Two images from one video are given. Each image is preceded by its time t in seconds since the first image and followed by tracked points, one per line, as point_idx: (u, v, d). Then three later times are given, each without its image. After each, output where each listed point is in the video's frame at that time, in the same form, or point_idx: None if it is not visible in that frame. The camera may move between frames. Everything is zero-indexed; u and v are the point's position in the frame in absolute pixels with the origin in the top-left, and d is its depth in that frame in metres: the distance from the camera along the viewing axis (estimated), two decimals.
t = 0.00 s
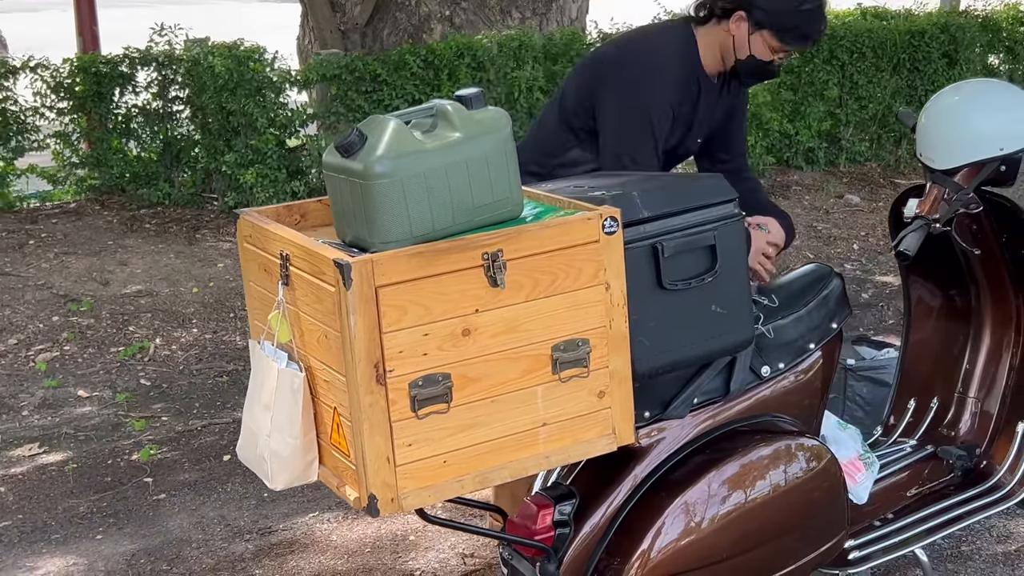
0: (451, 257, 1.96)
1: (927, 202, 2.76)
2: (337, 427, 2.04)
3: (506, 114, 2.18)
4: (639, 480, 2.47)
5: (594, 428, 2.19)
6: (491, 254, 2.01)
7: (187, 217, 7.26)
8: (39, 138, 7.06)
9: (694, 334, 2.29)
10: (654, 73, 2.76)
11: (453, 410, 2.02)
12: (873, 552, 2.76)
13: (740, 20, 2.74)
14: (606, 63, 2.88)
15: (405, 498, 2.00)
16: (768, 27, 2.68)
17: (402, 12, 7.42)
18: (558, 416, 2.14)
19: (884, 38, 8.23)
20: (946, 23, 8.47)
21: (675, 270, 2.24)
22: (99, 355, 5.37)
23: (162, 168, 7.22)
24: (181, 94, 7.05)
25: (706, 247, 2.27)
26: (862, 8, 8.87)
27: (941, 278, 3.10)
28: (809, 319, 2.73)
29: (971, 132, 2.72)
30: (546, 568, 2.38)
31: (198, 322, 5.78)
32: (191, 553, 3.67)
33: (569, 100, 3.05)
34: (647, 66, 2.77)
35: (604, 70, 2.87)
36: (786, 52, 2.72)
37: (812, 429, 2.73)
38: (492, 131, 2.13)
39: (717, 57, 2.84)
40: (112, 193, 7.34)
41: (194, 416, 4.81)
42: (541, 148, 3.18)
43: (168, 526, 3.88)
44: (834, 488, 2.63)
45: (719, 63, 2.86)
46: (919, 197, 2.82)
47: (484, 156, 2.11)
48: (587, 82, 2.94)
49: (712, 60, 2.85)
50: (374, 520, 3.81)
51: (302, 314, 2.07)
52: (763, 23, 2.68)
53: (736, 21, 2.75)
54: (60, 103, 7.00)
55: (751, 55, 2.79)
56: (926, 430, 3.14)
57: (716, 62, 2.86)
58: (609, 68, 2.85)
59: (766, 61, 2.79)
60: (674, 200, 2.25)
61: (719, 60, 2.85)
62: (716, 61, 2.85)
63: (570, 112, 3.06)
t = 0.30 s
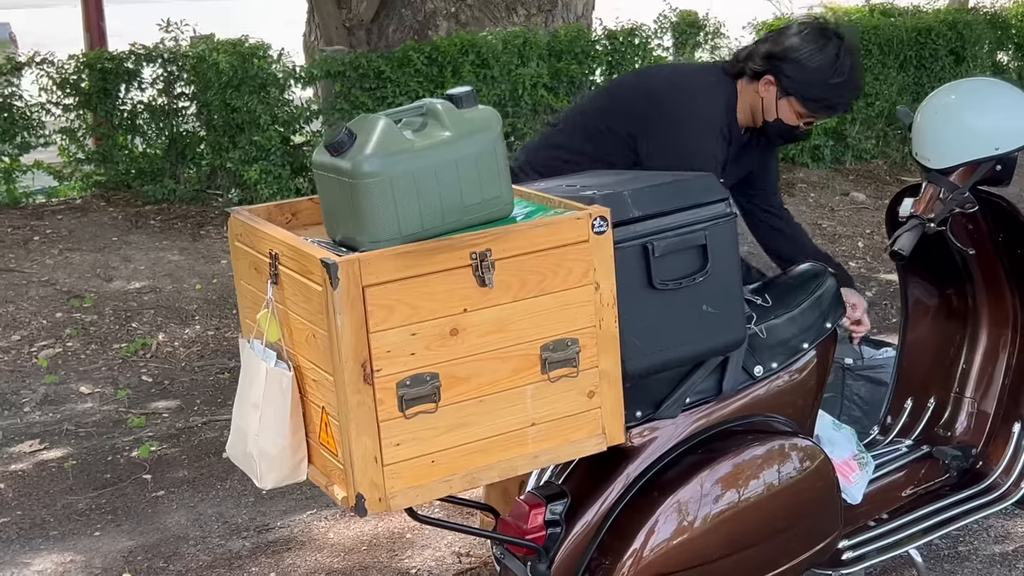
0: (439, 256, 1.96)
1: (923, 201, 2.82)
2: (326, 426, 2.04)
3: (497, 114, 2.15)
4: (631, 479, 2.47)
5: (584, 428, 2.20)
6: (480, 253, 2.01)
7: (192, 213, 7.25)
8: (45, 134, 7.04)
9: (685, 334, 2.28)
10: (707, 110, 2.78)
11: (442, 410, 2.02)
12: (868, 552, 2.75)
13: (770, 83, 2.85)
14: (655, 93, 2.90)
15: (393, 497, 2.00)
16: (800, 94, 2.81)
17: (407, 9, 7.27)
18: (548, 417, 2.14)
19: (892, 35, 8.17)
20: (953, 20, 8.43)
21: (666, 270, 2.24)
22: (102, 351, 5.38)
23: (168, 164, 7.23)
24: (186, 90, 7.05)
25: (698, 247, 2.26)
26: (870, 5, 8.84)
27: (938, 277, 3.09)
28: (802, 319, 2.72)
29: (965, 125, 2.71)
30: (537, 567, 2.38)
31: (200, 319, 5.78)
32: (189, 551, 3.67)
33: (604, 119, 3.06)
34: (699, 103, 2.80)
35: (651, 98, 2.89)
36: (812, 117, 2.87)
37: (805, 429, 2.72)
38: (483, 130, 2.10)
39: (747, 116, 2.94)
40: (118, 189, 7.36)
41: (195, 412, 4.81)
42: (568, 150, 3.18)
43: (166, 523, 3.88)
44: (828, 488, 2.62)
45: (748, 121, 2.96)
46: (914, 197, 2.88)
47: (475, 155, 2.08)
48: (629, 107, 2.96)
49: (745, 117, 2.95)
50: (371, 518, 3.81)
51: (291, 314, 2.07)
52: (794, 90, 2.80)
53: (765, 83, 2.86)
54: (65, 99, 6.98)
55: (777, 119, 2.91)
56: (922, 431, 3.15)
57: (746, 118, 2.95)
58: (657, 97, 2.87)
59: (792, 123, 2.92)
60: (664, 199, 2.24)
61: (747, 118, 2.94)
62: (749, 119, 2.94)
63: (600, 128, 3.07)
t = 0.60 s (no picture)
0: (430, 254, 1.96)
1: (920, 200, 2.83)
2: (317, 424, 2.04)
3: (491, 111, 2.11)
4: (627, 476, 2.45)
5: (576, 427, 2.20)
6: (471, 251, 2.01)
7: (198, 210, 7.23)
8: (52, 131, 6.99)
9: (680, 332, 2.27)
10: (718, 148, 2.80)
11: (432, 409, 2.01)
12: (865, 551, 2.74)
13: (772, 143, 2.84)
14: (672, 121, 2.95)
15: (384, 495, 2.00)
16: (799, 158, 2.79)
17: (414, 6, 7.22)
18: (540, 415, 2.14)
19: (900, 32, 8.12)
20: (962, 18, 8.39)
21: (660, 268, 2.23)
22: (105, 348, 5.38)
23: (174, 161, 7.17)
24: (193, 87, 7.00)
25: (692, 245, 2.25)
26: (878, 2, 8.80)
27: (937, 277, 3.11)
28: (799, 317, 2.70)
29: (964, 123, 2.69)
30: (531, 565, 2.37)
31: (204, 316, 5.78)
32: (188, 547, 3.67)
33: (619, 134, 3.11)
34: (712, 138, 2.83)
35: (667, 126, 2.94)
36: (814, 181, 2.84)
37: (801, 428, 2.71)
38: (477, 127, 2.07)
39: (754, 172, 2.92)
40: (125, 185, 7.31)
41: (197, 409, 4.81)
42: (581, 157, 3.23)
43: (165, 519, 3.88)
44: (825, 486, 2.61)
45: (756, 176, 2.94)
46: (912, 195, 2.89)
47: (468, 153, 2.04)
48: (646, 129, 3.01)
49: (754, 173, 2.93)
50: (370, 516, 3.81)
51: (283, 312, 2.07)
52: (794, 154, 2.79)
53: (768, 143, 2.85)
54: (72, 95, 6.93)
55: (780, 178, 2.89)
56: (920, 431, 3.14)
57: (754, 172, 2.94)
58: (673, 127, 2.92)
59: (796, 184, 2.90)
60: (658, 197, 2.24)
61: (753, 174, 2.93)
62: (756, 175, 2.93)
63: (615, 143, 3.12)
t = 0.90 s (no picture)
0: (425, 251, 1.97)
1: (920, 198, 2.85)
2: (312, 421, 2.05)
3: (487, 108, 2.09)
4: (624, 474, 2.44)
5: (571, 424, 2.21)
6: (466, 249, 2.01)
7: (205, 207, 7.20)
8: (59, 128, 6.98)
9: (677, 329, 2.26)
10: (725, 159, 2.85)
11: (428, 405, 2.02)
12: (864, 549, 2.73)
13: (780, 164, 2.91)
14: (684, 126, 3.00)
15: (378, 492, 2.01)
16: (807, 183, 2.88)
17: (421, 3, 7.16)
18: (535, 412, 2.15)
19: (907, 31, 8.10)
20: (969, 16, 8.36)
21: (657, 266, 2.23)
22: (111, 345, 5.36)
23: (181, 159, 7.13)
24: (200, 85, 6.94)
25: (689, 243, 2.25)
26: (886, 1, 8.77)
27: (937, 275, 3.11)
28: (797, 315, 2.70)
29: (959, 123, 2.70)
30: (528, 562, 2.36)
31: (210, 313, 5.75)
32: (189, 544, 3.68)
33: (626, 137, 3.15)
34: (715, 150, 2.88)
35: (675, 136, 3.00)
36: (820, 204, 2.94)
37: (801, 426, 2.70)
38: (473, 124, 2.04)
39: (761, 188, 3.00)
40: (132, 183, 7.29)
41: (201, 406, 4.80)
42: (580, 157, 3.25)
43: (168, 516, 3.88)
44: (824, 484, 2.59)
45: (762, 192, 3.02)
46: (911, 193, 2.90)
47: (466, 150, 2.02)
48: (654, 137, 3.05)
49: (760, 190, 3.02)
50: (371, 513, 3.82)
51: (280, 309, 2.08)
52: (801, 178, 2.88)
53: (777, 164, 2.92)
54: (80, 93, 6.92)
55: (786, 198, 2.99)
56: (921, 429, 3.13)
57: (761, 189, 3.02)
58: (682, 136, 2.98)
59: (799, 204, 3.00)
60: (654, 194, 2.23)
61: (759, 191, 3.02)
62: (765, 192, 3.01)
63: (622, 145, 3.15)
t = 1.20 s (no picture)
0: (422, 249, 1.97)
1: (921, 196, 2.84)
2: (311, 417, 2.06)
3: (485, 104, 2.08)
4: (624, 472, 2.44)
5: (570, 422, 2.21)
6: (464, 245, 2.01)
7: (211, 205, 7.18)
8: (67, 126, 6.95)
9: (676, 327, 2.26)
10: (717, 129, 2.90)
11: (425, 402, 2.03)
12: (865, 548, 2.73)
13: (768, 121, 2.86)
14: (669, 106, 3.01)
15: (376, 489, 2.02)
16: (792, 132, 2.79)
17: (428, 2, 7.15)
18: (533, 409, 2.15)
19: (914, 30, 8.07)
20: (977, 15, 8.33)
21: (656, 264, 2.22)
22: (116, 342, 5.36)
23: (188, 157, 7.10)
24: (207, 83, 6.93)
25: (688, 241, 2.24)
26: None
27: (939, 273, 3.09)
28: (798, 313, 2.70)
29: (962, 121, 2.71)
30: (527, 558, 2.35)
31: (215, 311, 5.75)
32: (192, 541, 3.69)
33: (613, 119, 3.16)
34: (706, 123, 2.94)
35: (661, 114, 3.01)
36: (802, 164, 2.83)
37: (802, 425, 2.70)
38: (473, 121, 2.04)
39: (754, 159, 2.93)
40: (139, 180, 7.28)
41: (205, 404, 4.81)
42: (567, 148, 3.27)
43: (171, 513, 3.89)
44: (824, 482, 2.58)
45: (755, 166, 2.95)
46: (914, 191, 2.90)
47: (465, 146, 2.02)
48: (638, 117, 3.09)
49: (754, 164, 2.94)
50: (373, 510, 3.82)
51: (279, 307, 2.09)
52: (786, 129, 2.80)
53: (765, 122, 2.88)
54: (88, 91, 6.89)
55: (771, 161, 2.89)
56: (923, 427, 3.13)
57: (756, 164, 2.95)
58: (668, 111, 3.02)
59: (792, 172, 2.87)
60: (653, 191, 2.23)
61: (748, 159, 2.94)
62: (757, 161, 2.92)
63: (609, 132, 3.14)
